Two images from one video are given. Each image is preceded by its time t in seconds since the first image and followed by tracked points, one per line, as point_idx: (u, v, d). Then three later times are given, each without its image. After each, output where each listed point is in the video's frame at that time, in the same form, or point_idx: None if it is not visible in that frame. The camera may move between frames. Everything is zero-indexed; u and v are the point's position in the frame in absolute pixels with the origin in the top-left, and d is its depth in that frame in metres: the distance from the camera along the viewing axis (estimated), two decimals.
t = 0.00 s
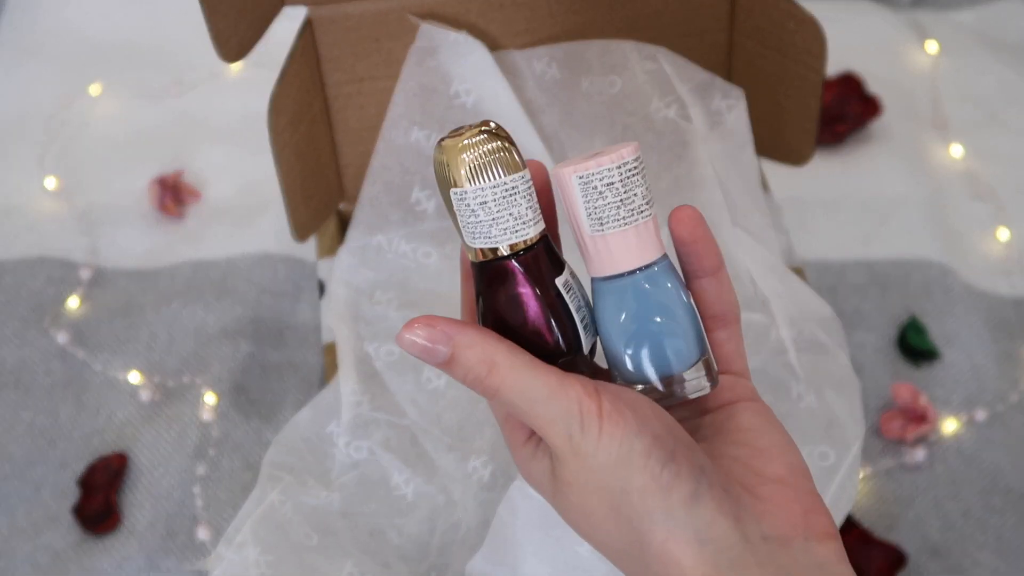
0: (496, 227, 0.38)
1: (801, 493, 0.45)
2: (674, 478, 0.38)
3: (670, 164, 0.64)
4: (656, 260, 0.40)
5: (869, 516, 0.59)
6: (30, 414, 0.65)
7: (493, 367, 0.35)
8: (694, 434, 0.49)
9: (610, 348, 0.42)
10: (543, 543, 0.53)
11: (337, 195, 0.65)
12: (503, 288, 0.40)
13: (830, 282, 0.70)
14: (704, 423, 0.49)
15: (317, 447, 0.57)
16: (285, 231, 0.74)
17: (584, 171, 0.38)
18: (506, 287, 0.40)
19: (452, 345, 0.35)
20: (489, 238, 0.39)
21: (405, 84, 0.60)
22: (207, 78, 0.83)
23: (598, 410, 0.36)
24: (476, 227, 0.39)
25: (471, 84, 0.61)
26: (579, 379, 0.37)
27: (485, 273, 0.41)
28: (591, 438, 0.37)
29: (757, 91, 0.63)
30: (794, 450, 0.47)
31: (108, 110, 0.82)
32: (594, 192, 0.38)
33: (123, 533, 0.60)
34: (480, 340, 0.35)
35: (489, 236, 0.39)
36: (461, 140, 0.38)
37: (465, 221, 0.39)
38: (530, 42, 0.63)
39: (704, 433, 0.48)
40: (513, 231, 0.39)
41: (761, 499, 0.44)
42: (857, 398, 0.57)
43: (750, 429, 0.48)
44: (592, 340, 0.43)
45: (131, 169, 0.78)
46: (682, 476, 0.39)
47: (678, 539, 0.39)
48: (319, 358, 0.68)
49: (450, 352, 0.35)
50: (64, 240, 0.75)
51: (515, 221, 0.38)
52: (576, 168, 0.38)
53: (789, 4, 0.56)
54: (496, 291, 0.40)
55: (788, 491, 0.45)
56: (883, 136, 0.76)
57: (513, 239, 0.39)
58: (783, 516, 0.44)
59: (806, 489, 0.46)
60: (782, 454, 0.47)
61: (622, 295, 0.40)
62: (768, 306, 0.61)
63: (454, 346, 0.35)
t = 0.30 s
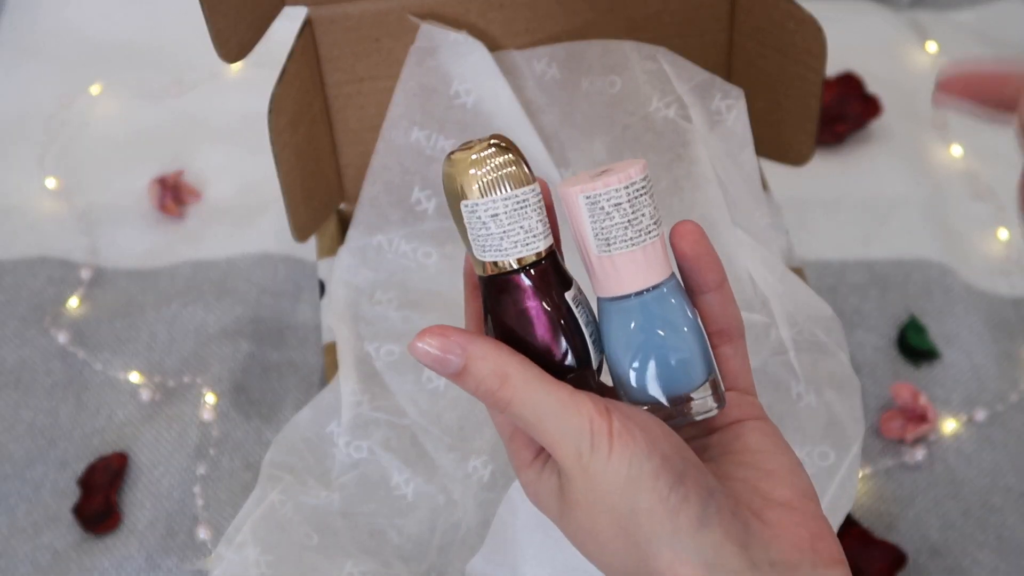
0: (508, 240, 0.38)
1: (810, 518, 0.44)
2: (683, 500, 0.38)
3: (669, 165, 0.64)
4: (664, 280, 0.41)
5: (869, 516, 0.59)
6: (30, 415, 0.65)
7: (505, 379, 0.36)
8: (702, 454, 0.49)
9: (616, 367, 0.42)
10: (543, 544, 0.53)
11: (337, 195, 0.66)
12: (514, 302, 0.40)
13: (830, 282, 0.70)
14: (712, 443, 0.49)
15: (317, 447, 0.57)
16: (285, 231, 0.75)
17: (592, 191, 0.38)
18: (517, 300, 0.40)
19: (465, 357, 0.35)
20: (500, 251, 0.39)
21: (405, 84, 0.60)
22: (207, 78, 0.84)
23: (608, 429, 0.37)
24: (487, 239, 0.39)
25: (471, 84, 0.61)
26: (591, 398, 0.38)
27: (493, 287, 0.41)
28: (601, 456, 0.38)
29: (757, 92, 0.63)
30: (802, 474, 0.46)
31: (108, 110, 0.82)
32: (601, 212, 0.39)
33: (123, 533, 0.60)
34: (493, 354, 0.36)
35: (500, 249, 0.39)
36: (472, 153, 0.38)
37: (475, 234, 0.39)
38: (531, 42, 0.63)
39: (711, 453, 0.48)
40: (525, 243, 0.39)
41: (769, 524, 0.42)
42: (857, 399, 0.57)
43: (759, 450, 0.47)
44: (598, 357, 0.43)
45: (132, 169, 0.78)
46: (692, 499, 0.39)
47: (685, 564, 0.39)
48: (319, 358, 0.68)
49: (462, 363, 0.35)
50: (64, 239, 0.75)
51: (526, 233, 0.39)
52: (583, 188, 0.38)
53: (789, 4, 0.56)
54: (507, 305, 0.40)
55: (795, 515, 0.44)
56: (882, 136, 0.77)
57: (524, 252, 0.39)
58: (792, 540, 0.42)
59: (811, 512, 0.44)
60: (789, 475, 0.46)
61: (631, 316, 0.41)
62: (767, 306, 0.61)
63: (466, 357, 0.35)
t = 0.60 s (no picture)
0: (554, 224, 0.39)
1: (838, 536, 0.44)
2: (717, 512, 0.37)
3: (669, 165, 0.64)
4: (696, 282, 0.41)
5: (869, 516, 0.59)
6: (29, 415, 0.65)
7: (563, 358, 0.36)
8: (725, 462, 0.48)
9: (647, 370, 0.42)
10: (544, 544, 0.53)
11: (337, 195, 0.66)
12: (554, 290, 0.40)
13: (830, 282, 0.69)
14: (738, 452, 0.48)
15: (317, 447, 0.57)
16: (285, 230, 0.75)
17: (631, 188, 0.38)
18: (558, 287, 0.40)
19: (528, 327, 0.36)
20: (545, 235, 0.39)
21: (405, 84, 0.60)
22: (207, 78, 0.84)
23: (652, 430, 0.37)
24: (530, 224, 0.39)
25: (471, 84, 0.61)
26: (637, 398, 0.38)
27: (530, 275, 0.41)
28: (641, 456, 0.37)
29: (757, 93, 0.63)
30: (827, 491, 0.46)
31: (108, 111, 0.82)
32: (640, 209, 0.39)
33: (122, 533, 0.60)
34: (553, 331, 0.36)
35: (545, 233, 0.39)
36: (512, 141, 0.39)
37: (516, 220, 0.39)
38: (531, 42, 0.63)
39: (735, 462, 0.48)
40: (567, 229, 0.40)
41: (796, 539, 0.43)
42: (857, 399, 0.57)
43: (785, 463, 0.47)
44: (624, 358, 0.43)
45: (131, 169, 0.78)
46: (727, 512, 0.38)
47: None
48: (319, 358, 0.68)
49: (524, 334, 0.36)
50: (64, 239, 0.75)
51: (568, 220, 0.40)
52: (622, 184, 0.38)
53: (789, 4, 0.56)
54: (545, 293, 0.40)
55: (822, 529, 0.44)
56: (883, 136, 0.77)
57: (567, 237, 0.40)
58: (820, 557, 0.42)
59: (837, 528, 0.44)
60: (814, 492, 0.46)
61: (665, 316, 0.40)
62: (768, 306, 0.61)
63: (529, 329, 0.36)
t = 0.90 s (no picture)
0: (554, 252, 0.39)
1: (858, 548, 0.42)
2: (732, 534, 0.37)
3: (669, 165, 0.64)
4: (697, 304, 0.40)
5: (869, 516, 0.59)
6: (30, 414, 0.65)
7: (568, 383, 0.36)
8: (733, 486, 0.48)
9: (652, 394, 0.41)
10: (543, 544, 0.54)
11: (337, 195, 0.66)
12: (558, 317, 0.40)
13: (830, 282, 0.69)
14: (747, 473, 0.48)
15: (317, 447, 0.57)
16: (285, 230, 0.75)
17: (628, 212, 0.38)
18: (562, 314, 0.40)
19: (533, 354, 0.35)
20: (547, 263, 0.39)
21: (405, 84, 0.60)
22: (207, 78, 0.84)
23: (660, 455, 0.36)
24: (532, 253, 0.39)
25: (471, 84, 0.61)
26: (644, 423, 0.37)
27: (532, 302, 0.40)
28: (649, 483, 0.36)
29: (757, 93, 0.63)
30: (838, 510, 0.45)
31: (108, 110, 0.82)
32: (638, 233, 0.38)
33: (123, 533, 0.60)
34: (559, 356, 0.36)
35: (547, 261, 0.39)
36: (511, 172, 0.39)
37: (517, 249, 0.39)
38: (530, 42, 0.63)
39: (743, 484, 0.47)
40: (568, 255, 0.40)
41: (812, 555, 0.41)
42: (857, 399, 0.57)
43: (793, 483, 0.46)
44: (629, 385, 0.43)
45: (131, 168, 0.78)
46: (740, 532, 0.37)
47: None
48: (319, 358, 0.68)
49: (530, 360, 0.35)
50: (64, 239, 0.75)
51: (568, 247, 0.40)
52: (620, 209, 0.38)
53: (789, 5, 0.56)
54: (549, 321, 0.40)
55: (839, 552, 0.41)
56: (883, 135, 0.77)
57: (568, 263, 0.40)
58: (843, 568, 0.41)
59: (854, 550, 0.42)
60: (825, 509, 0.45)
61: (667, 340, 0.40)
62: (768, 306, 0.61)
63: (535, 355, 0.35)
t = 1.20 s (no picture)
0: (579, 216, 0.39)
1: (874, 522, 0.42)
2: (754, 500, 0.37)
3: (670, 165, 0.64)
4: (721, 271, 0.40)
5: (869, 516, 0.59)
6: (30, 415, 0.65)
7: (589, 346, 0.36)
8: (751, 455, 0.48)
9: (672, 360, 0.41)
10: (543, 543, 0.54)
11: (337, 195, 0.66)
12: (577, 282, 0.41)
13: (830, 282, 0.69)
14: (763, 442, 0.48)
15: (317, 447, 0.57)
16: (285, 230, 0.75)
17: (658, 177, 0.38)
18: (581, 279, 0.40)
19: (554, 315, 0.36)
20: (570, 227, 0.39)
21: (405, 84, 0.60)
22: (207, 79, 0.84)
23: (680, 417, 0.36)
24: (555, 215, 0.39)
25: (471, 84, 0.61)
26: (666, 387, 0.37)
27: (552, 266, 0.41)
28: (668, 444, 0.36)
29: (757, 93, 0.63)
30: (854, 481, 0.45)
31: (108, 110, 0.82)
32: (667, 198, 0.38)
33: (122, 533, 0.60)
34: (580, 319, 0.36)
35: (570, 225, 0.39)
36: (537, 136, 0.39)
37: (540, 212, 0.39)
38: (530, 42, 0.63)
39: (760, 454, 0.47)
40: (593, 220, 0.40)
41: (832, 527, 0.41)
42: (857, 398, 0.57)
43: (810, 453, 0.46)
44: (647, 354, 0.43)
45: (132, 168, 0.78)
46: (762, 498, 0.37)
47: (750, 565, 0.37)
48: (319, 358, 0.68)
49: (551, 321, 0.36)
50: (64, 239, 0.74)
51: (593, 212, 0.40)
52: (649, 173, 0.38)
53: (790, 5, 0.56)
54: (569, 285, 0.41)
55: (857, 521, 0.42)
56: (883, 135, 0.77)
57: (592, 228, 0.40)
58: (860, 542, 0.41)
59: (870, 519, 0.43)
60: (844, 480, 0.45)
61: (691, 307, 0.40)
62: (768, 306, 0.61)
63: (556, 317, 0.36)
